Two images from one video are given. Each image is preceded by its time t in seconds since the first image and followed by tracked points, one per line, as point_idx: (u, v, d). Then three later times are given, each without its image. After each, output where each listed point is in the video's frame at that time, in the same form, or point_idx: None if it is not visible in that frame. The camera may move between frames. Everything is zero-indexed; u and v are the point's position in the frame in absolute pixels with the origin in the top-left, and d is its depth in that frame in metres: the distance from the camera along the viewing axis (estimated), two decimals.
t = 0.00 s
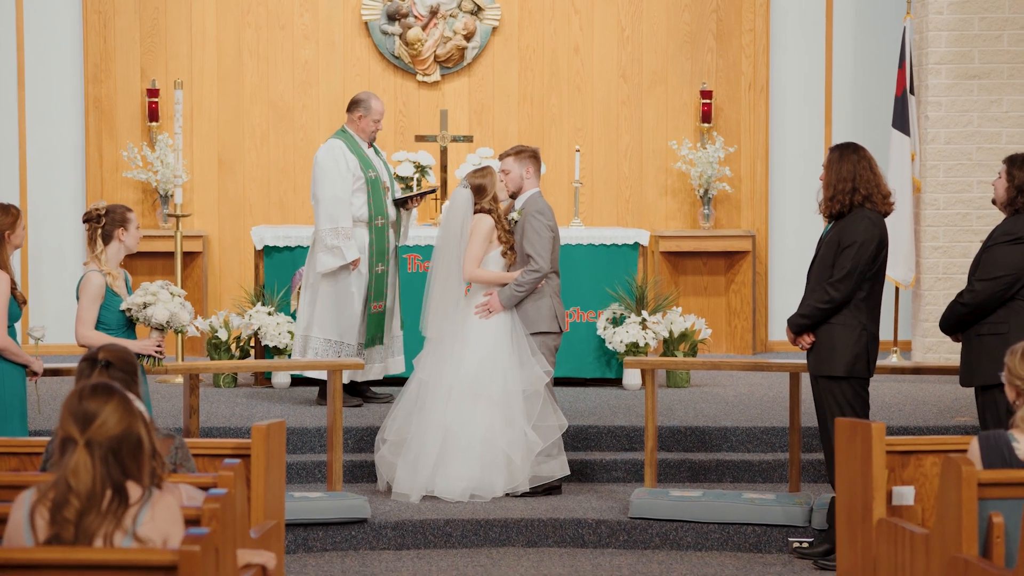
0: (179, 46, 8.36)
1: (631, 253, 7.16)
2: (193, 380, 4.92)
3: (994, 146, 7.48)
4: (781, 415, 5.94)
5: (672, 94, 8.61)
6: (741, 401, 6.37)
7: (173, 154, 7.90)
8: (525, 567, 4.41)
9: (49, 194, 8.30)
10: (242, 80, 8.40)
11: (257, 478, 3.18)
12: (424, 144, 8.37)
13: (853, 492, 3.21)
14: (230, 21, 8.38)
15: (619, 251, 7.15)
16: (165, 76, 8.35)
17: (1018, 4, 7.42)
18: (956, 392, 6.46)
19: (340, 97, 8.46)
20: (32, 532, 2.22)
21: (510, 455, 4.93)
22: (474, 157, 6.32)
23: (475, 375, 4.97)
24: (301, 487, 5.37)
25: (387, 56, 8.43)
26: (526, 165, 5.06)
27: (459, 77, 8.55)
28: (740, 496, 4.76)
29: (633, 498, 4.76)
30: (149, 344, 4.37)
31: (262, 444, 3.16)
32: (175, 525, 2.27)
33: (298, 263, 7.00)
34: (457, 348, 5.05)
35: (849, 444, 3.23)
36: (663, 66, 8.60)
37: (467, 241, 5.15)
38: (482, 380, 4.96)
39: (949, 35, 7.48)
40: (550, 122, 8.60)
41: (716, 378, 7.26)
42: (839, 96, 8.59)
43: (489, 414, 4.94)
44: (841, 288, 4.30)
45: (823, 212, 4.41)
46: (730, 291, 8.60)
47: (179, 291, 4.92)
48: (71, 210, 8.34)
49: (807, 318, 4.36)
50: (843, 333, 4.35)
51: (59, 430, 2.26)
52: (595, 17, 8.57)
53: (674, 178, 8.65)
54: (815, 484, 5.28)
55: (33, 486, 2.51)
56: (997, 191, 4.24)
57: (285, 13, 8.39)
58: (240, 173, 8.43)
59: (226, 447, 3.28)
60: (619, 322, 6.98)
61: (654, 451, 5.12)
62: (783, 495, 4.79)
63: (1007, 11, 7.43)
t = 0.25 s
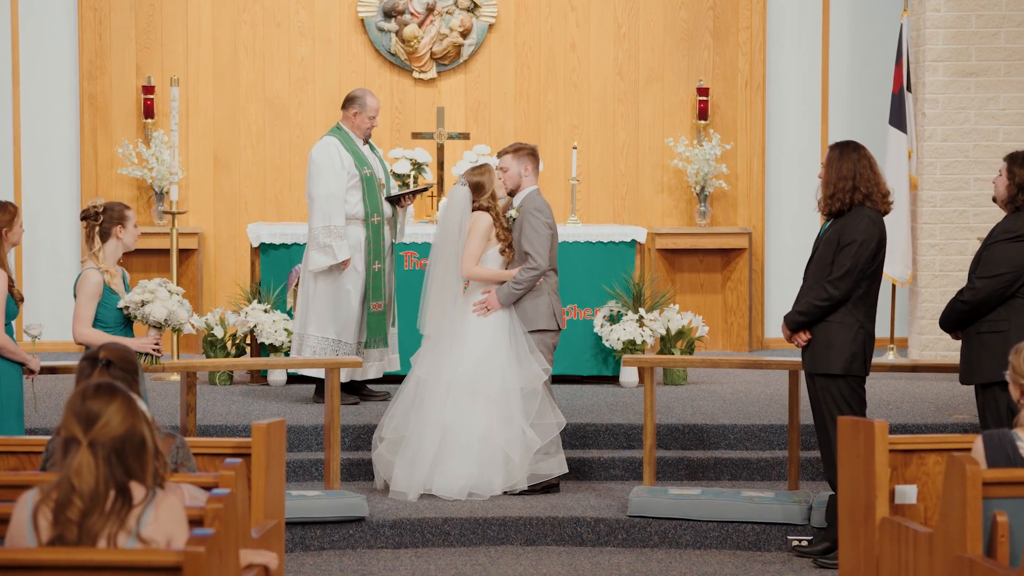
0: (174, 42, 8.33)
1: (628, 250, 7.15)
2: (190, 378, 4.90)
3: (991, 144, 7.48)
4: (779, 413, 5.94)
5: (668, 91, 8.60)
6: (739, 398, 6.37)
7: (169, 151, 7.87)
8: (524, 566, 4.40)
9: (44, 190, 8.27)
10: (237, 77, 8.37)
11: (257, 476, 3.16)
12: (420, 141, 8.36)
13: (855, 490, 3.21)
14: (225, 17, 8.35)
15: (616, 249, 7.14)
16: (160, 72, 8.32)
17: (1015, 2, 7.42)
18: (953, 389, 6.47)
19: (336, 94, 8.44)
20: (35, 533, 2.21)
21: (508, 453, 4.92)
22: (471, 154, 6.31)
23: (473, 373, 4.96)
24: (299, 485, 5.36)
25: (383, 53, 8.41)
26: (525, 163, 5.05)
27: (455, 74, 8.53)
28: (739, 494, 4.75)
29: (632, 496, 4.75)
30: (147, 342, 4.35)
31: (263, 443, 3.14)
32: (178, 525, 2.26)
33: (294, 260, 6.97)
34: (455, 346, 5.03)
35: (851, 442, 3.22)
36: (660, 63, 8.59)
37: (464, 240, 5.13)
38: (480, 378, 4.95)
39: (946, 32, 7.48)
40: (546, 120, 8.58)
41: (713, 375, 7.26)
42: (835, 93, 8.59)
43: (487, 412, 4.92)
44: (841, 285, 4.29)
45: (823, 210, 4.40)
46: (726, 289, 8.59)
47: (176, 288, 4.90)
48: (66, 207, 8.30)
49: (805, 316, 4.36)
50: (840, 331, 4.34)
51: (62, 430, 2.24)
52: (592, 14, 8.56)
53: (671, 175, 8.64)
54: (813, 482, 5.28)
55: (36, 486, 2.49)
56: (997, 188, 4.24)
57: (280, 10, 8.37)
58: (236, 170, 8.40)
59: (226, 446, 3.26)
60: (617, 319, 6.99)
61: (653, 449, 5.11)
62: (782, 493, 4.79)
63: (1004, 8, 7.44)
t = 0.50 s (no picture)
0: (169, 40, 8.30)
1: (625, 248, 7.13)
2: (186, 376, 4.88)
3: (987, 142, 7.49)
4: (776, 411, 5.94)
5: (664, 89, 8.60)
6: (735, 397, 6.37)
7: (163, 148, 7.83)
8: (522, 565, 4.39)
9: (37, 188, 8.23)
10: (232, 75, 8.34)
11: (257, 475, 3.15)
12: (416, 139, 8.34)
13: (857, 489, 3.20)
14: (220, 15, 8.32)
15: (613, 248, 7.13)
16: (155, 70, 8.30)
17: None
18: (949, 387, 6.48)
19: (331, 91, 8.41)
20: (38, 533, 2.19)
21: (505, 451, 4.91)
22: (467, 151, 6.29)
23: (470, 372, 4.95)
24: (295, 484, 5.34)
25: (379, 51, 8.38)
26: (522, 160, 5.05)
27: (450, 72, 8.51)
28: (737, 493, 4.75)
29: (630, 495, 4.74)
30: (144, 340, 4.33)
31: (263, 443, 3.12)
32: (181, 525, 2.25)
33: (290, 259, 6.94)
34: (452, 344, 5.02)
35: (853, 441, 3.21)
36: (656, 61, 8.59)
37: (462, 238, 5.10)
38: (477, 377, 4.94)
39: (942, 30, 7.48)
40: (542, 117, 8.57)
41: (709, 374, 7.26)
42: (831, 91, 8.59)
43: (484, 411, 4.91)
44: (840, 283, 4.28)
45: (821, 208, 4.40)
46: (722, 286, 8.60)
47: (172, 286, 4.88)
48: (60, 205, 8.26)
49: (802, 313, 4.35)
50: (837, 329, 4.33)
51: (64, 429, 2.22)
52: (588, 12, 8.55)
53: (666, 173, 8.63)
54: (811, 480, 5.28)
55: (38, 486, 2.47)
56: (996, 186, 4.24)
57: (275, 7, 8.34)
58: (230, 168, 8.37)
59: (226, 446, 3.24)
60: (613, 317, 6.97)
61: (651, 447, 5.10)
62: (780, 492, 4.79)
63: (1000, 6, 7.44)
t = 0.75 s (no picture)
0: (163, 37, 8.27)
1: (621, 246, 7.15)
2: (183, 375, 4.86)
3: (983, 140, 7.49)
4: (773, 410, 5.94)
5: (659, 87, 8.59)
6: (732, 395, 6.37)
7: (158, 146, 7.81)
8: (521, 564, 4.38)
9: (31, 186, 8.19)
10: (227, 73, 8.32)
11: (257, 475, 3.13)
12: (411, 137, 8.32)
13: (859, 488, 3.20)
14: (215, 12, 8.29)
15: (610, 246, 7.14)
16: (150, 67, 8.27)
17: None
18: (946, 386, 6.48)
19: (326, 89, 8.39)
20: (40, 533, 2.17)
21: (502, 450, 4.90)
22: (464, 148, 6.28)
23: (467, 370, 4.94)
24: (292, 483, 5.32)
25: (374, 49, 8.37)
26: (519, 158, 5.04)
27: (446, 69, 8.50)
28: (735, 492, 4.75)
29: (628, 494, 4.73)
30: (141, 339, 4.31)
31: (263, 442, 3.11)
32: (184, 526, 2.23)
33: (285, 257, 6.93)
34: (449, 343, 5.01)
35: (854, 440, 3.21)
36: (651, 59, 8.58)
37: (459, 236, 5.09)
38: (474, 376, 4.93)
39: (939, 28, 7.49)
40: (537, 115, 8.56)
41: (705, 372, 7.26)
42: (826, 88, 8.59)
43: (481, 409, 4.90)
44: (839, 282, 4.27)
45: (819, 207, 4.39)
46: (717, 285, 8.61)
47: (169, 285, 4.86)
48: (54, 203, 8.23)
49: (800, 312, 4.34)
50: (836, 327, 4.33)
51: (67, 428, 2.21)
52: (583, 9, 8.54)
53: (662, 171, 8.63)
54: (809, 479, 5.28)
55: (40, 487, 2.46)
56: (996, 185, 4.24)
57: (270, 4, 8.32)
58: (225, 165, 8.35)
59: (225, 445, 3.24)
60: (609, 316, 6.95)
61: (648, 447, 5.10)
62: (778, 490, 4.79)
63: (997, 4, 7.45)
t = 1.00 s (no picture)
0: (158, 35, 8.24)
1: (617, 245, 7.14)
2: (179, 374, 4.84)
3: (979, 138, 7.50)
4: (770, 409, 5.94)
5: (654, 85, 8.58)
6: (728, 394, 6.37)
7: (152, 144, 7.78)
8: (518, 564, 4.37)
9: (24, 184, 8.16)
10: (221, 70, 8.29)
11: (256, 475, 3.12)
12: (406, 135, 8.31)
13: (860, 487, 3.20)
14: (209, 10, 8.27)
15: (605, 245, 7.14)
16: (144, 65, 8.23)
17: None
18: (942, 385, 6.49)
19: (321, 87, 8.37)
20: (43, 534, 2.15)
21: (499, 450, 4.89)
22: (460, 147, 6.27)
23: (464, 370, 4.92)
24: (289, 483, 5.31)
25: (369, 47, 8.35)
26: (516, 157, 5.03)
27: (440, 68, 8.48)
28: (734, 491, 4.74)
29: (626, 493, 4.73)
30: (137, 338, 4.28)
31: (263, 441, 3.09)
32: (187, 527, 2.22)
33: (281, 255, 6.91)
34: (446, 342, 4.99)
35: (856, 439, 3.21)
36: (646, 57, 8.57)
37: (456, 234, 5.08)
38: (471, 375, 4.91)
39: (934, 26, 7.50)
40: (532, 114, 8.54)
41: (700, 371, 7.25)
42: (821, 86, 8.59)
43: (478, 409, 4.89)
44: (838, 280, 4.27)
45: (818, 205, 4.39)
46: (712, 284, 8.60)
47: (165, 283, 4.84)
48: (47, 201, 8.19)
49: (799, 311, 4.34)
50: (835, 326, 4.32)
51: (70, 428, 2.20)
52: (578, 8, 8.53)
53: (657, 169, 8.62)
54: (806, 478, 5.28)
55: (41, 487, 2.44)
56: (995, 183, 4.25)
57: (265, 2, 8.29)
58: (220, 163, 8.32)
59: (225, 445, 3.23)
60: (605, 314, 6.95)
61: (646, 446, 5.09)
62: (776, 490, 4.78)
63: (992, 3, 7.47)
